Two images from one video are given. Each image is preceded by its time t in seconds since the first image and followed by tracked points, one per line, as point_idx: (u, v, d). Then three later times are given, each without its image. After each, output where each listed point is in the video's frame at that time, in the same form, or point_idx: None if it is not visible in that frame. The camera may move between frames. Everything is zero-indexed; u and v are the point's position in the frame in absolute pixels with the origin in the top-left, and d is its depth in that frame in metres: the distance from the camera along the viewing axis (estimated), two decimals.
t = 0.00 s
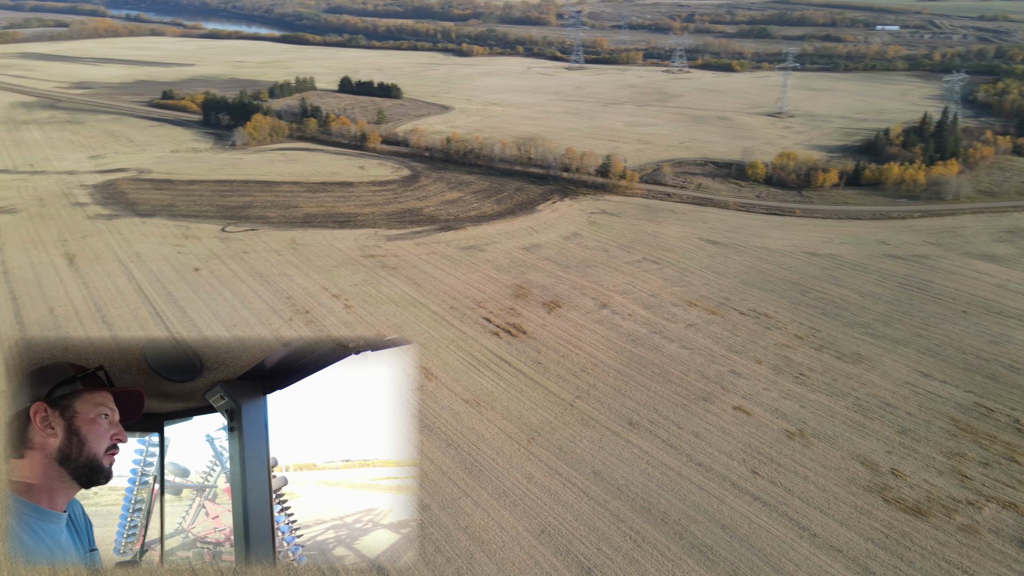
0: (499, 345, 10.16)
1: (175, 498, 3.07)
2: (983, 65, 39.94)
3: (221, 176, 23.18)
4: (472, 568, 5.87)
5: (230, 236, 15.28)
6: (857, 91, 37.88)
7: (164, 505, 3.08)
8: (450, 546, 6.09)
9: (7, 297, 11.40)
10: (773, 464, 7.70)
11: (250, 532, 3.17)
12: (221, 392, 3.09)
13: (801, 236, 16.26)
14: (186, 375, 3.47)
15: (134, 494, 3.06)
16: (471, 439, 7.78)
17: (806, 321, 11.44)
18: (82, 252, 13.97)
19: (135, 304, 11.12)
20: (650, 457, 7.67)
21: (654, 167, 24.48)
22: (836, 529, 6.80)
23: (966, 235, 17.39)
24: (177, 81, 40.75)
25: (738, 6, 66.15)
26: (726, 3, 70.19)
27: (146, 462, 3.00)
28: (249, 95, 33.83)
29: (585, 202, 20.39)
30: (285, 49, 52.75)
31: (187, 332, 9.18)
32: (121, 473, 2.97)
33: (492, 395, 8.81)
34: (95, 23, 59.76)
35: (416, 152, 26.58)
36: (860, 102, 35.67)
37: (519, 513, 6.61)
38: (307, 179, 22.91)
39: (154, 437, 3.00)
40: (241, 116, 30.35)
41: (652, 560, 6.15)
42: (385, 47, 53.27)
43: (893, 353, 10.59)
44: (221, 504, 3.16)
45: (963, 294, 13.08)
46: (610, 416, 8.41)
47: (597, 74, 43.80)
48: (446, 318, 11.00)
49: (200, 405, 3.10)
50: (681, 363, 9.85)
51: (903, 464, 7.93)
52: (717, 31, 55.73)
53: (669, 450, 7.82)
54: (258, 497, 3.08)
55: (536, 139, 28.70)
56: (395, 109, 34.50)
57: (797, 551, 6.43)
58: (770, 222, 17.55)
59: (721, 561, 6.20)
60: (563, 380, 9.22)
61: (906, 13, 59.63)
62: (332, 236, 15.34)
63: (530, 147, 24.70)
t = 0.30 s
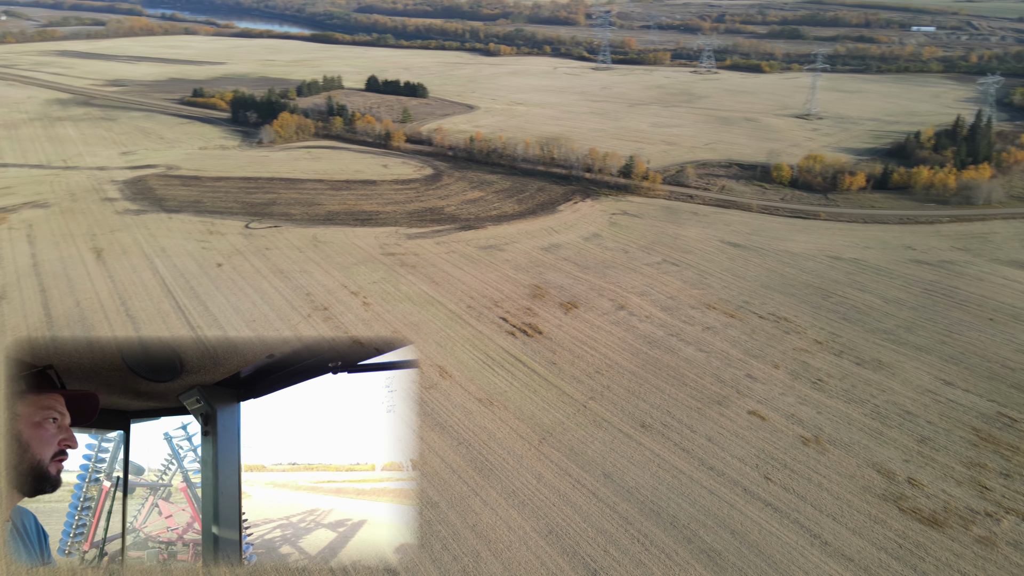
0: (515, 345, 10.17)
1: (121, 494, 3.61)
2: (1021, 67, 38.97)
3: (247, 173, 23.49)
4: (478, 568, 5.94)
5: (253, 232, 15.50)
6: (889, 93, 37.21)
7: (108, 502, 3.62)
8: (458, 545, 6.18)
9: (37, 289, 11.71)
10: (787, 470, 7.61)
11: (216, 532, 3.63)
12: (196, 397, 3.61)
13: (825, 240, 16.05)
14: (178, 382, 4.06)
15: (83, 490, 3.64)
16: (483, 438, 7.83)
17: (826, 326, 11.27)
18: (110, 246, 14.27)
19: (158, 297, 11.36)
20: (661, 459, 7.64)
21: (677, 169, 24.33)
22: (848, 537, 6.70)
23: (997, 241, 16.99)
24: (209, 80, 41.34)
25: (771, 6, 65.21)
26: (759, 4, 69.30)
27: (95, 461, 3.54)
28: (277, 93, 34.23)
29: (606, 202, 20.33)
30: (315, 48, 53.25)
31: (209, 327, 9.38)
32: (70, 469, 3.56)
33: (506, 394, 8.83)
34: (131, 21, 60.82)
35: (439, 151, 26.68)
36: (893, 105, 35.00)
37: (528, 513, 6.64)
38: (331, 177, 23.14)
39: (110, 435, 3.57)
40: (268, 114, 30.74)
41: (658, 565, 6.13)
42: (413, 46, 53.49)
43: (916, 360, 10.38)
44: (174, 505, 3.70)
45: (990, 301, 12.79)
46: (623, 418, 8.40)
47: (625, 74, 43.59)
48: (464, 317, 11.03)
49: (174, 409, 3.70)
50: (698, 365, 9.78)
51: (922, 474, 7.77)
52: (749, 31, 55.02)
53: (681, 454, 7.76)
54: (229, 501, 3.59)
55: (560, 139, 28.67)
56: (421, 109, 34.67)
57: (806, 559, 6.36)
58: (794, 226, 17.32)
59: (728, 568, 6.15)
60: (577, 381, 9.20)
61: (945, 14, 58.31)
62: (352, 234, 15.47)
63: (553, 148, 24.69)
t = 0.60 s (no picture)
0: (530, 347, 10.17)
1: (63, 484, 3.48)
2: None
3: (273, 173, 23.79)
4: (484, 568, 5.97)
5: (276, 231, 15.68)
6: (922, 98, 36.56)
7: (45, 490, 3.57)
8: (465, 545, 6.22)
9: (65, 284, 12.01)
10: (800, 479, 7.51)
11: (176, 531, 3.53)
12: (160, 391, 3.39)
13: (850, 246, 15.82)
14: (151, 376, 3.91)
15: (18, 478, 3.58)
16: (494, 440, 7.86)
17: (847, 333, 11.10)
18: (137, 243, 14.57)
19: (181, 294, 11.56)
20: (673, 465, 7.58)
21: (701, 173, 24.16)
22: (861, 548, 6.57)
23: None
24: (239, 81, 42.02)
25: (804, 9, 64.44)
26: (791, 6, 68.47)
27: (35, 443, 3.50)
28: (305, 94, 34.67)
29: (628, 205, 20.25)
30: (344, 49, 53.79)
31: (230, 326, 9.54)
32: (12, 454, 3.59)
33: (519, 396, 8.84)
34: (167, 23, 62.06)
35: (463, 152, 26.76)
36: (925, 110, 34.38)
37: (536, 515, 6.65)
38: (355, 177, 23.34)
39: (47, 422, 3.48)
40: (295, 115, 31.07)
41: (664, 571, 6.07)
42: (441, 48, 53.84)
43: (938, 370, 10.19)
44: (118, 497, 3.46)
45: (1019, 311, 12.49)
46: (636, 422, 8.36)
47: (652, 77, 43.40)
48: (480, 318, 11.05)
49: (136, 400, 3.47)
50: (715, 371, 9.69)
51: (940, 486, 7.62)
52: (780, 34, 54.45)
53: (693, 460, 7.70)
54: (192, 497, 3.45)
55: (583, 142, 28.62)
56: (447, 110, 34.85)
57: (818, 570, 6.25)
58: (819, 231, 17.08)
59: None
60: (591, 385, 9.18)
61: (983, 17, 57.12)
62: (374, 234, 15.59)
63: (576, 150, 24.64)
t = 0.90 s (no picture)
0: (546, 350, 10.16)
1: None
2: None
3: (298, 173, 24.09)
4: (491, 570, 5.98)
5: (297, 231, 15.87)
6: (957, 104, 35.86)
7: None
8: (473, 547, 6.24)
9: (93, 281, 12.28)
10: (814, 489, 7.40)
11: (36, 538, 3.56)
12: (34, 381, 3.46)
13: (876, 254, 15.57)
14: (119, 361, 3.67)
15: None
16: (506, 442, 7.87)
17: (869, 342, 10.92)
18: (164, 241, 14.85)
19: (203, 292, 11.76)
20: (685, 472, 7.52)
21: (725, 177, 23.97)
22: (874, 561, 6.45)
23: None
24: (269, 82, 42.63)
25: (838, 12, 63.54)
26: (825, 9, 67.52)
27: None
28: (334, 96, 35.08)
29: (651, 210, 20.16)
30: (373, 52, 54.33)
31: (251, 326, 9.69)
32: None
33: (533, 399, 8.84)
34: (201, 25, 63.26)
35: (487, 155, 26.82)
36: (959, 116, 33.69)
37: (545, 518, 6.64)
38: (379, 179, 23.53)
39: None
40: (322, 116, 31.41)
41: None
42: (468, 51, 54.08)
43: (963, 382, 9.96)
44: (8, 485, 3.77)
45: None
46: (649, 428, 8.30)
47: (680, 81, 43.15)
48: (497, 321, 11.06)
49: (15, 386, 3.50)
50: (731, 378, 9.58)
51: (959, 501, 7.44)
52: (812, 38, 53.75)
53: (705, 466, 7.63)
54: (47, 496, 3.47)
55: (607, 146, 28.58)
56: (472, 113, 35.01)
57: None
58: (844, 238, 16.84)
59: None
60: (605, 390, 9.14)
61: None
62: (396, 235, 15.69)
63: (600, 153, 24.57)
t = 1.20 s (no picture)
0: (561, 354, 10.14)
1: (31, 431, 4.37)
2: None
3: (323, 174, 24.37)
4: (496, 571, 5.99)
5: (320, 231, 16.03)
6: (992, 110, 35.08)
7: None
8: (479, 548, 6.25)
9: (119, 277, 12.54)
10: (828, 499, 7.29)
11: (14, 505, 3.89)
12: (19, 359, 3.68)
13: (903, 262, 15.28)
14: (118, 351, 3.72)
15: None
16: (518, 445, 7.88)
17: (890, 351, 10.74)
18: (189, 239, 15.10)
19: (226, 290, 11.94)
20: (696, 479, 7.46)
21: (750, 182, 23.73)
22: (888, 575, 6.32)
23: None
24: (299, 84, 43.19)
25: (872, 16, 62.49)
26: (860, 12, 66.41)
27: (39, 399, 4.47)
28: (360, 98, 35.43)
29: (673, 214, 20.04)
30: (401, 54, 54.76)
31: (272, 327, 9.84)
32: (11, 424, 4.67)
33: (547, 402, 8.84)
34: (234, 28, 64.34)
35: (510, 157, 26.85)
36: (994, 123, 32.96)
37: (553, 521, 6.63)
38: (401, 180, 23.68)
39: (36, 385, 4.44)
40: (348, 118, 31.74)
41: None
42: (496, 54, 54.24)
43: (987, 394, 9.73)
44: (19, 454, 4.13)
45: None
46: (661, 434, 8.25)
47: (708, 85, 42.84)
48: (512, 324, 11.07)
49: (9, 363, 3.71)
50: (747, 385, 9.48)
51: (979, 515, 7.25)
52: (845, 42, 53.00)
53: (718, 474, 7.56)
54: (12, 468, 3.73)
55: (631, 149, 28.48)
56: (498, 116, 35.11)
57: None
58: (869, 246, 16.57)
59: None
60: (618, 394, 9.09)
61: None
62: (417, 237, 15.77)
63: (623, 157, 24.48)
